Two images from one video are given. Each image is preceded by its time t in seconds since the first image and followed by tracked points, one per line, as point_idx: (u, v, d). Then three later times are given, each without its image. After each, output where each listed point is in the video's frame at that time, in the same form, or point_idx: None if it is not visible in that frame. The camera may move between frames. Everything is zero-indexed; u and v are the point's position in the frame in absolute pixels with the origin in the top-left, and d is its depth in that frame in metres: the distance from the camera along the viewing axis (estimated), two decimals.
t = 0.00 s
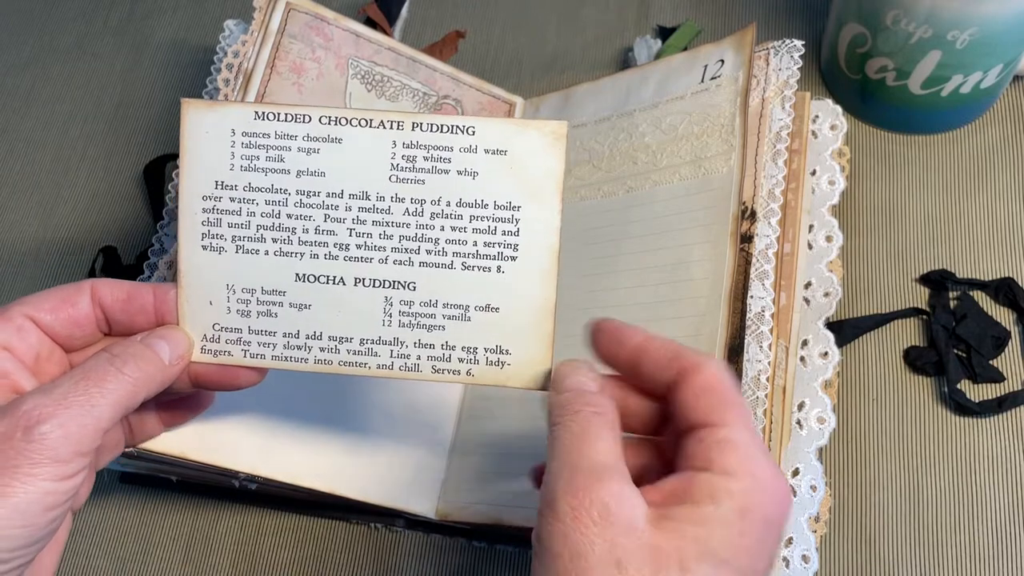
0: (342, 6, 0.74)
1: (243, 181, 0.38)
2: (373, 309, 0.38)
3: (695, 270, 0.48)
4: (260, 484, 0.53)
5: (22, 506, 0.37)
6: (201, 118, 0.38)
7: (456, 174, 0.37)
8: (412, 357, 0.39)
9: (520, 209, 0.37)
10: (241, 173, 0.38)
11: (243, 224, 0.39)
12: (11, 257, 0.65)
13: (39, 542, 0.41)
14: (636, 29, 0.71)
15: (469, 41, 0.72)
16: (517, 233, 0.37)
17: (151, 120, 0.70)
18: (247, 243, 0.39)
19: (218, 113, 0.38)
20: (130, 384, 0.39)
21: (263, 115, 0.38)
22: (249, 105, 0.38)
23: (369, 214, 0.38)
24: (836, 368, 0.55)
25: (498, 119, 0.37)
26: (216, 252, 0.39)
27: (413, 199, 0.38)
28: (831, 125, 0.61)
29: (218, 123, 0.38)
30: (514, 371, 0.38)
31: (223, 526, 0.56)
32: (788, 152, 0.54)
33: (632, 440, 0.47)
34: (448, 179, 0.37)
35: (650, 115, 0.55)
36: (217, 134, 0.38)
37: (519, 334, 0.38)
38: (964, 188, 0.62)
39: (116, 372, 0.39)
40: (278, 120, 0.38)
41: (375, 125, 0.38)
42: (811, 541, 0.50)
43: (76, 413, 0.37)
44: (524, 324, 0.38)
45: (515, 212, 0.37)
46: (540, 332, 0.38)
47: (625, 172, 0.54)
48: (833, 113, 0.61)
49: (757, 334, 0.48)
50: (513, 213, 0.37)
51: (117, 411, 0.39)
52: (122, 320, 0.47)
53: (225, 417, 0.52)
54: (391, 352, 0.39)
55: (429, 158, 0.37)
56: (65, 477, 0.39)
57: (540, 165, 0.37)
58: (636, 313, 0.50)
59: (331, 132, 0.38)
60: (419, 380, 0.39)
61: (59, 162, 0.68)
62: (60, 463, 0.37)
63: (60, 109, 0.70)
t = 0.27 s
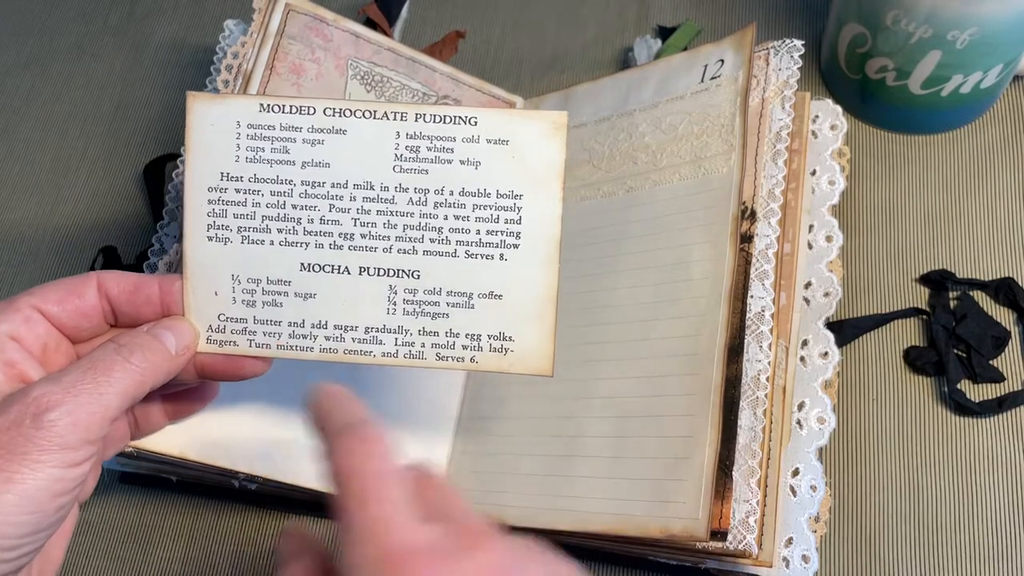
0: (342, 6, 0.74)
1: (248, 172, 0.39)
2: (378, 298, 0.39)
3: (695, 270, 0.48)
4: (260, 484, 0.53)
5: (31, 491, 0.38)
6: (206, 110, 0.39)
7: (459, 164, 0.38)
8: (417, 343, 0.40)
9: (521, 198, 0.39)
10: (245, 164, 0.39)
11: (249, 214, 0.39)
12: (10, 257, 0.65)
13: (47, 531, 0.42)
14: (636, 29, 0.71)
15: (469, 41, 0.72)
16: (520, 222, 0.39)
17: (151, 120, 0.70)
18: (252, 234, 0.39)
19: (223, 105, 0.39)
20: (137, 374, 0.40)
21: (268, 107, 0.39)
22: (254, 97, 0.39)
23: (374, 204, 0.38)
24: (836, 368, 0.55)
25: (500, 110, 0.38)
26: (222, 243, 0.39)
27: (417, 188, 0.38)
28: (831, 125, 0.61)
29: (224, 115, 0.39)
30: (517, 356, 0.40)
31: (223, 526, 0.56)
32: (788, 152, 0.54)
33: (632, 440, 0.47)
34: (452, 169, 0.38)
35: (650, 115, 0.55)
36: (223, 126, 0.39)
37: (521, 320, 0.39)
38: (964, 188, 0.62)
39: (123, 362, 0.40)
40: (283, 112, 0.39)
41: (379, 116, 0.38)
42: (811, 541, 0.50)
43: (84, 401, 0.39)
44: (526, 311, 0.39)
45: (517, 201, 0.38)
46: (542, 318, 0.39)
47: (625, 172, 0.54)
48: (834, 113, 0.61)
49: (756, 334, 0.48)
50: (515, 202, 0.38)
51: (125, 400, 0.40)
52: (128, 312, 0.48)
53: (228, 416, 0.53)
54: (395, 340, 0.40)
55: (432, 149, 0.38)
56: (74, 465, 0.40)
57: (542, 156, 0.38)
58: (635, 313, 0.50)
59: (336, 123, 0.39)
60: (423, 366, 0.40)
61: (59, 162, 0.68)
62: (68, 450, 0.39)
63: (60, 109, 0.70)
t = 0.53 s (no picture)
0: (342, 6, 0.74)
1: (254, 165, 0.39)
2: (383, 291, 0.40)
3: (695, 270, 0.48)
4: (259, 483, 0.53)
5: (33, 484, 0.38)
6: (213, 104, 0.39)
7: (465, 159, 0.39)
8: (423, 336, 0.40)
9: (527, 193, 0.39)
10: (251, 157, 0.39)
11: (254, 208, 0.39)
12: (10, 257, 0.65)
13: (47, 526, 0.42)
14: (636, 29, 0.71)
15: (469, 41, 0.72)
16: (525, 216, 0.39)
17: (151, 120, 0.70)
18: (257, 227, 0.40)
19: (229, 99, 0.39)
20: (142, 369, 0.40)
21: (273, 100, 0.39)
22: (260, 91, 0.39)
23: (380, 198, 0.39)
24: (836, 368, 0.55)
25: (506, 105, 0.39)
26: (226, 236, 0.40)
27: (423, 183, 0.39)
28: (831, 125, 0.61)
29: (229, 109, 0.39)
30: (521, 350, 0.40)
31: (223, 526, 0.56)
32: (788, 152, 0.54)
33: (632, 439, 0.47)
34: (458, 164, 0.39)
35: (650, 115, 0.55)
36: (229, 120, 0.39)
37: (526, 315, 0.40)
38: (964, 188, 0.62)
39: (127, 356, 0.39)
40: (289, 105, 0.39)
41: (385, 110, 0.39)
42: (811, 541, 0.50)
43: (89, 395, 0.38)
44: (531, 305, 0.40)
45: (523, 196, 0.39)
46: (547, 312, 0.40)
47: (625, 172, 0.54)
48: (834, 113, 0.61)
49: (756, 333, 0.48)
50: (520, 197, 0.39)
51: (129, 394, 0.40)
52: (132, 304, 0.48)
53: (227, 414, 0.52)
54: (401, 333, 0.40)
55: (438, 143, 0.39)
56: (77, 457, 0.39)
57: (547, 151, 0.39)
58: (635, 313, 0.50)
59: (342, 117, 0.39)
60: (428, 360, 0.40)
61: (59, 162, 0.68)
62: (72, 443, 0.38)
63: (60, 109, 0.70)
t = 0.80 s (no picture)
0: (342, 6, 0.74)
1: (234, 145, 0.39)
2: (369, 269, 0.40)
3: (695, 270, 0.48)
4: (260, 483, 0.53)
5: (21, 465, 0.39)
6: (190, 83, 0.39)
7: (448, 135, 0.39)
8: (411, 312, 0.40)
9: (511, 168, 0.39)
10: (231, 137, 0.39)
11: (236, 188, 0.39)
12: (10, 257, 0.65)
13: (36, 506, 0.44)
14: (636, 29, 0.71)
15: (469, 41, 0.72)
16: (509, 190, 0.39)
17: (151, 120, 0.70)
18: (239, 207, 0.40)
19: (205, 77, 0.39)
20: (127, 351, 0.41)
21: (251, 78, 0.39)
22: (237, 69, 0.39)
23: (362, 175, 0.39)
24: (837, 368, 0.55)
25: (486, 79, 0.38)
26: (209, 217, 0.40)
27: (405, 159, 0.39)
28: (831, 125, 0.61)
29: (206, 87, 0.39)
30: (509, 325, 0.40)
31: (224, 526, 0.56)
32: (788, 152, 0.54)
33: (632, 440, 0.47)
34: (440, 139, 0.39)
35: (650, 115, 0.55)
36: (206, 99, 0.39)
37: (514, 290, 0.40)
38: (965, 189, 0.62)
39: (113, 339, 0.40)
40: (267, 83, 0.39)
41: (364, 86, 0.39)
42: (811, 541, 0.50)
43: (73, 376, 0.39)
44: (518, 280, 0.40)
45: (507, 171, 0.39)
46: (534, 287, 0.40)
47: (625, 172, 0.54)
48: (834, 113, 0.61)
49: (756, 333, 0.48)
50: (504, 171, 0.39)
51: (114, 375, 0.41)
52: (115, 285, 0.49)
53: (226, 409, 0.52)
54: (387, 311, 0.40)
55: (419, 118, 0.39)
56: (62, 438, 0.41)
57: (530, 124, 0.39)
58: (635, 313, 0.50)
59: (321, 94, 0.39)
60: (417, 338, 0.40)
61: (58, 162, 0.68)
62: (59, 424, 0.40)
63: (59, 109, 0.70)
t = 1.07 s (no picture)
0: (342, 6, 0.74)
1: (232, 142, 0.39)
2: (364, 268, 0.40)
3: (695, 270, 0.48)
4: (259, 483, 0.53)
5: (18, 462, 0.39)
6: (189, 81, 0.39)
7: (445, 134, 0.39)
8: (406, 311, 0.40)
9: (507, 167, 0.39)
10: (229, 134, 0.39)
11: (233, 185, 0.40)
12: (10, 257, 0.65)
13: (32, 503, 0.44)
14: (636, 29, 0.71)
15: (469, 42, 0.72)
16: (505, 190, 0.39)
17: (151, 120, 0.70)
18: (237, 205, 0.40)
19: (204, 76, 0.39)
20: (122, 349, 0.41)
21: (249, 76, 0.39)
22: (236, 66, 0.39)
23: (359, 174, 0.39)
24: (836, 368, 0.55)
25: (484, 78, 0.38)
26: (206, 214, 0.40)
27: (401, 158, 0.39)
28: (831, 125, 0.61)
29: (205, 85, 0.39)
30: (504, 324, 0.40)
31: (224, 526, 0.56)
32: (788, 152, 0.54)
33: (633, 440, 0.47)
34: (437, 138, 0.39)
35: (650, 115, 0.55)
36: (205, 96, 0.39)
37: (510, 289, 0.40)
38: (965, 189, 0.62)
39: (109, 337, 0.40)
40: (265, 81, 0.39)
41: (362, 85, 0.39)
42: (811, 541, 0.50)
43: (69, 373, 0.39)
44: (513, 280, 0.40)
45: (503, 170, 0.39)
46: (529, 287, 0.40)
47: (625, 172, 0.54)
48: (833, 113, 0.61)
49: (756, 334, 0.48)
50: (501, 171, 0.39)
51: (110, 373, 0.41)
52: (112, 283, 0.49)
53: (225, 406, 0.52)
54: (382, 309, 0.40)
55: (416, 117, 0.39)
56: (58, 435, 0.40)
57: (527, 124, 0.39)
58: (635, 313, 0.50)
59: (318, 92, 0.39)
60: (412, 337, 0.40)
61: (58, 162, 0.68)
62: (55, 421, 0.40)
63: (59, 109, 0.70)
